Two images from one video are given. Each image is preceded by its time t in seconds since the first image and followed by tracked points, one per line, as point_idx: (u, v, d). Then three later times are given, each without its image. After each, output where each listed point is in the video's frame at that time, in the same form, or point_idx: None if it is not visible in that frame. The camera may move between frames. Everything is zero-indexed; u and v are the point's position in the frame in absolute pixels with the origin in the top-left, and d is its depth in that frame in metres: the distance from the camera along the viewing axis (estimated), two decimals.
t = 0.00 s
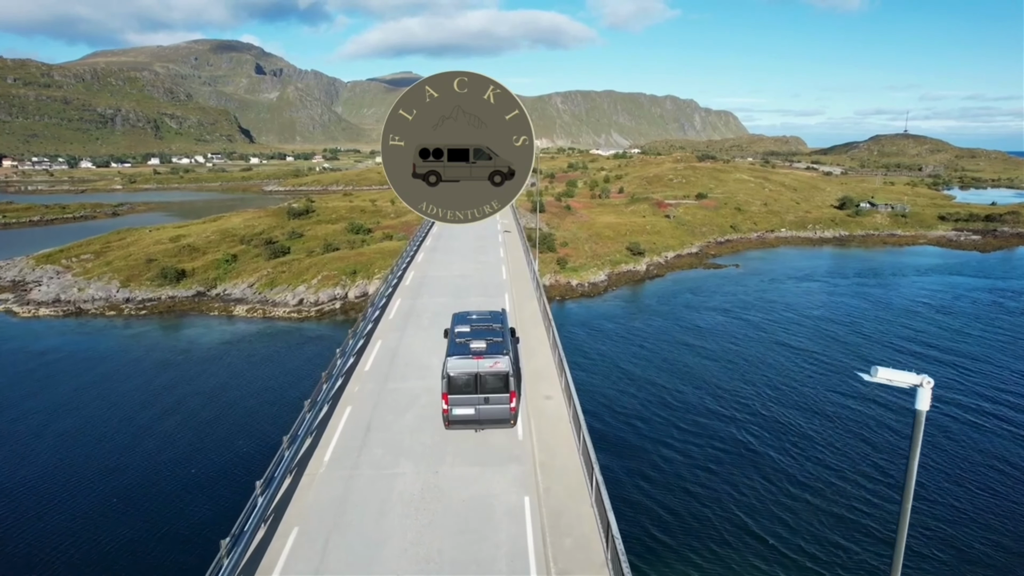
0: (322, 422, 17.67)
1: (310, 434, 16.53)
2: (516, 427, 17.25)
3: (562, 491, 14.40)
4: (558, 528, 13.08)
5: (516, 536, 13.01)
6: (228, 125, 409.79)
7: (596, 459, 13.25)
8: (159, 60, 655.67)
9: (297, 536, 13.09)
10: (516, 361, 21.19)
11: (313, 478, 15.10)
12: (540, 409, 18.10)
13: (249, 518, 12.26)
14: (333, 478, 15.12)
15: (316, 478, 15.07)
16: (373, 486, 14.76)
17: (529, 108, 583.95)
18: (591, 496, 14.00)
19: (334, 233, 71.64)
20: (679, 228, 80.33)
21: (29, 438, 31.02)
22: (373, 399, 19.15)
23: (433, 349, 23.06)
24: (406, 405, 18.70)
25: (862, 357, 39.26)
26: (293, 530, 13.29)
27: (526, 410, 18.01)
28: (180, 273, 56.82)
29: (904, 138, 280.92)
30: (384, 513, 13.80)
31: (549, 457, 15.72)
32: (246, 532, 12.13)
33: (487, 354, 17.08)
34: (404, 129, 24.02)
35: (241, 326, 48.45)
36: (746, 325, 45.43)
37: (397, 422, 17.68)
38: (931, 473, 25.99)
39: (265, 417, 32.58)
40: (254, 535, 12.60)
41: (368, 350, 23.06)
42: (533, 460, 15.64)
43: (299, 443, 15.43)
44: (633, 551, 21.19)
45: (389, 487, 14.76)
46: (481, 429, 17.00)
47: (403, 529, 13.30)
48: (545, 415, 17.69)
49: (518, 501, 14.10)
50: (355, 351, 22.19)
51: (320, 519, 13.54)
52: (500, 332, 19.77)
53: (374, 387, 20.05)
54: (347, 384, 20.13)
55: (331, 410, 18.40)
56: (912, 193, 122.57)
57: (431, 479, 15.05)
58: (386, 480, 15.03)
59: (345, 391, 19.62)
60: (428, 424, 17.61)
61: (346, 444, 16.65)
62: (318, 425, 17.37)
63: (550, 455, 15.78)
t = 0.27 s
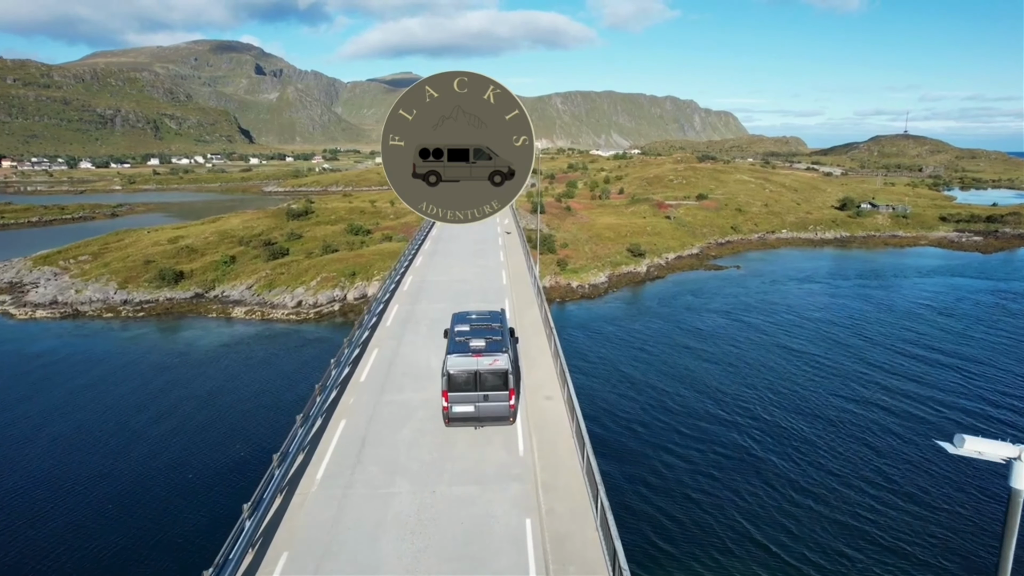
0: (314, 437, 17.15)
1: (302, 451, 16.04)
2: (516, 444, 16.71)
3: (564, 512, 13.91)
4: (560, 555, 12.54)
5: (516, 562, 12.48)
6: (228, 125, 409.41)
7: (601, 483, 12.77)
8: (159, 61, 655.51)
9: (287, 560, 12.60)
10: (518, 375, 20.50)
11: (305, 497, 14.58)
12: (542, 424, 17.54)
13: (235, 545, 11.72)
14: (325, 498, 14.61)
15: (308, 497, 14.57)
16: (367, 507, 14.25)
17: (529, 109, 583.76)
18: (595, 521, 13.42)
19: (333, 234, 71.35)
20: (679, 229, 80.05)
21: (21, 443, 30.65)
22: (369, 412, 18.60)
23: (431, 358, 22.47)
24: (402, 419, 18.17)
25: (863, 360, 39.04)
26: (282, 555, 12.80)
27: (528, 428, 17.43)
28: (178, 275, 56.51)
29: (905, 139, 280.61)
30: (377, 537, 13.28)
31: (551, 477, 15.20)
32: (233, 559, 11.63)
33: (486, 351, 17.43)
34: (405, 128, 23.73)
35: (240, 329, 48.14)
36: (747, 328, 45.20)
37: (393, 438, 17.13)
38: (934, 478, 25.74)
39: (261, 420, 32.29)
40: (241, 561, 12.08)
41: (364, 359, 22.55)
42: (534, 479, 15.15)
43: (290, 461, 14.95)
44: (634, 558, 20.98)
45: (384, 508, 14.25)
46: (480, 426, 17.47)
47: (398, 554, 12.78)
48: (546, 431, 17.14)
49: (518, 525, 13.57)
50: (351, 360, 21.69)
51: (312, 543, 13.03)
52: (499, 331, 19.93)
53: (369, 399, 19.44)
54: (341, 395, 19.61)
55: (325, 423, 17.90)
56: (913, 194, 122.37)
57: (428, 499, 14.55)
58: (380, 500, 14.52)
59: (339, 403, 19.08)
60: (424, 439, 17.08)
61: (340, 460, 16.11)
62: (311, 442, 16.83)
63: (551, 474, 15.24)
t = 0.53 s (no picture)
0: (309, 448, 16.49)
1: (296, 464, 15.37)
2: (516, 456, 15.95)
3: (568, 529, 13.17)
4: None
5: None
6: (228, 126, 409.27)
7: (606, 497, 12.02)
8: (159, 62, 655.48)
9: None
10: (519, 383, 19.84)
11: (297, 514, 13.88)
12: (543, 434, 16.83)
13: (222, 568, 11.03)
14: (318, 516, 13.86)
15: (301, 514, 13.88)
16: (362, 525, 13.51)
17: (529, 109, 583.55)
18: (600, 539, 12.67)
19: (333, 235, 71.13)
20: (679, 230, 79.81)
21: (13, 447, 30.32)
22: (365, 422, 17.94)
23: (429, 365, 21.90)
24: (399, 429, 17.50)
25: (865, 363, 38.82)
26: None
27: (528, 438, 16.72)
28: (176, 276, 56.27)
29: (905, 139, 280.49)
30: (372, 557, 12.57)
31: (553, 491, 14.42)
32: None
33: (486, 350, 17.46)
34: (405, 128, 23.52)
35: (238, 330, 47.91)
36: (748, 330, 44.98)
37: (389, 450, 16.44)
38: (938, 483, 25.52)
39: (257, 422, 32.07)
40: None
41: (360, 367, 21.86)
42: (536, 495, 14.41)
43: (283, 476, 14.25)
44: (635, 565, 20.76)
45: (380, 525, 13.56)
46: (480, 425, 17.52)
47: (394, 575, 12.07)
48: (547, 441, 16.38)
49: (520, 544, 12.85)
50: (347, 368, 21.04)
51: (303, 564, 12.33)
52: (499, 330, 20.01)
53: (365, 409, 18.79)
54: (337, 404, 19.02)
55: (319, 435, 17.24)
56: (914, 194, 122.21)
57: (425, 516, 13.83)
58: (376, 516, 13.82)
59: (335, 413, 18.44)
60: (422, 450, 16.42)
61: (335, 473, 15.41)
62: (305, 453, 16.18)
63: (553, 487, 14.51)
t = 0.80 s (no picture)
0: (301, 465, 15.67)
1: (287, 483, 14.54)
2: (517, 474, 15.23)
3: (572, 556, 12.36)
4: None
5: None
6: (228, 127, 409.23)
7: (613, 523, 11.24)
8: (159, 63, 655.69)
9: None
10: (522, 397, 19.12)
11: (288, 539, 13.05)
12: (546, 450, 16.09)
13: None
14: (308, 540, 13.02)
15: (291, 539, 13.05)
16: (355, 551, 12.70)
17: (529, 110, 583.47)
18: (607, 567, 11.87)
19: (332, 237, 70.83)
20: (680, 231, 79.48)
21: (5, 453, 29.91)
22: (360, 437, 17.16)
23: (427, 376, 21.23)
24: (396, 445, 16.73)
25: (867, 367, 38.53)
26: None
27: (530, 456, 15.97)
28: (175, 279, 55.94)
29: (905, 140, 280.41)
30: None
31: (556, 514, 13.64)
32: None
33: (485, 349, 17.62)
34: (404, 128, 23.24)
35: (236, 333, 47.57)
36: (749, 333, 44.69)
37: (385, 467, 15.64)
38: (942, 490, 25.21)
39: (253, 428, 31.69)
40: None
41: (356, 377, 21.24)
42: (539, 517, 13.62)
43: (272, 497, 13.39)
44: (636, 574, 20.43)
45: (374, 550, 12.75)
46: (480, 423, 17.69)
47: None
48: (550, 458, 15.68)
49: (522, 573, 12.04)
50: (344, 379, 20.28)
51: None
52: (498, 330, 20.22)
53: (360, 422, 18.05)
54: (332, 416, 18.31)
55: (312, 450, 16.43)
56: (915, 196, 121.97)
57: (422, 541, 13.01)
58: (370, 541, 13.00)
59: (329, 426, 17.68)
60: (420, 467, 15.65)
61: (328, 493, 14.60)
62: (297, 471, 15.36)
63: (556, 510, 13.73)
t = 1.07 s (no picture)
0: (294, 480, 15.37)
1: (279, 499, 14.22)
2: (518, 490, 14.91)
3: None
4: None
5: None
6: (228, 128, 409.03)
7: (618, 544, 10.90)
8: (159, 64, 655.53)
9: None
10: (522, 408, 18.83)
11: (279, 559, 12.70)
12: (548, 464, 15.79)
13: None
14: (300, 560, 12.70)
15: (283, 558, 12.71)
16: (350, 570, 12.37)
17: (529, 110, 583.18)
18: None
19: (332, 238, 70.63)
20: (680, 233, 79.24)
21: None
22: (355, 449, 16.86)
23: (425, 385, 20.94)
24: (393, 458, 16.44)
25: (869, 369, 38.31)
26: None
27: (531, 470, 15.66)
28: (173, 280, 55.72)
29: (905, 141, 280.24)
30: None
31: (558, 533, 13.30)
32: None
33: (485, 349, 18.02)
34: (404, 128, 23.06)
35: (235, 335, 47.37)
36: (750, 336, 44.46)
37: (380, 482, 15.34)
38: (946, 496, 24.99)
39: (249, 431, 31.48)
40: None
41: (353, 385, 20.97)
42: (540, 537, 13.29)
43: (263, 515, 13.03)
44: None
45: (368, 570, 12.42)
46: (480, 422, 18.17)
47: None
48: (552, 473, 15.38)
49: None
50: (339, 388, 20.10)
51: None
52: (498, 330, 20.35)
53: (356, 434, 17.76)
54: (327, 427, 18.07)
55: (306, 463, 16.14)
56: (916, 196, 121.75)
57: (419, 561, 12.68)
58: (364, 561, 12.66)
59: (324, 438, 17.42)
60: (417, 482, 15.35)
61: (322, 510, 14.28)
62: (290, 486, 15.08)
63: (558, 528, 13.42)
